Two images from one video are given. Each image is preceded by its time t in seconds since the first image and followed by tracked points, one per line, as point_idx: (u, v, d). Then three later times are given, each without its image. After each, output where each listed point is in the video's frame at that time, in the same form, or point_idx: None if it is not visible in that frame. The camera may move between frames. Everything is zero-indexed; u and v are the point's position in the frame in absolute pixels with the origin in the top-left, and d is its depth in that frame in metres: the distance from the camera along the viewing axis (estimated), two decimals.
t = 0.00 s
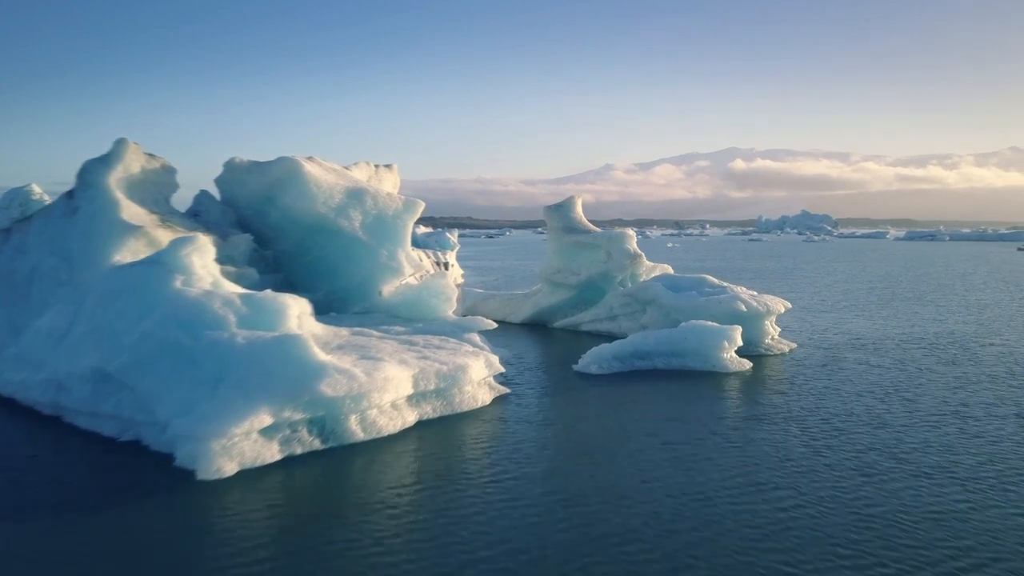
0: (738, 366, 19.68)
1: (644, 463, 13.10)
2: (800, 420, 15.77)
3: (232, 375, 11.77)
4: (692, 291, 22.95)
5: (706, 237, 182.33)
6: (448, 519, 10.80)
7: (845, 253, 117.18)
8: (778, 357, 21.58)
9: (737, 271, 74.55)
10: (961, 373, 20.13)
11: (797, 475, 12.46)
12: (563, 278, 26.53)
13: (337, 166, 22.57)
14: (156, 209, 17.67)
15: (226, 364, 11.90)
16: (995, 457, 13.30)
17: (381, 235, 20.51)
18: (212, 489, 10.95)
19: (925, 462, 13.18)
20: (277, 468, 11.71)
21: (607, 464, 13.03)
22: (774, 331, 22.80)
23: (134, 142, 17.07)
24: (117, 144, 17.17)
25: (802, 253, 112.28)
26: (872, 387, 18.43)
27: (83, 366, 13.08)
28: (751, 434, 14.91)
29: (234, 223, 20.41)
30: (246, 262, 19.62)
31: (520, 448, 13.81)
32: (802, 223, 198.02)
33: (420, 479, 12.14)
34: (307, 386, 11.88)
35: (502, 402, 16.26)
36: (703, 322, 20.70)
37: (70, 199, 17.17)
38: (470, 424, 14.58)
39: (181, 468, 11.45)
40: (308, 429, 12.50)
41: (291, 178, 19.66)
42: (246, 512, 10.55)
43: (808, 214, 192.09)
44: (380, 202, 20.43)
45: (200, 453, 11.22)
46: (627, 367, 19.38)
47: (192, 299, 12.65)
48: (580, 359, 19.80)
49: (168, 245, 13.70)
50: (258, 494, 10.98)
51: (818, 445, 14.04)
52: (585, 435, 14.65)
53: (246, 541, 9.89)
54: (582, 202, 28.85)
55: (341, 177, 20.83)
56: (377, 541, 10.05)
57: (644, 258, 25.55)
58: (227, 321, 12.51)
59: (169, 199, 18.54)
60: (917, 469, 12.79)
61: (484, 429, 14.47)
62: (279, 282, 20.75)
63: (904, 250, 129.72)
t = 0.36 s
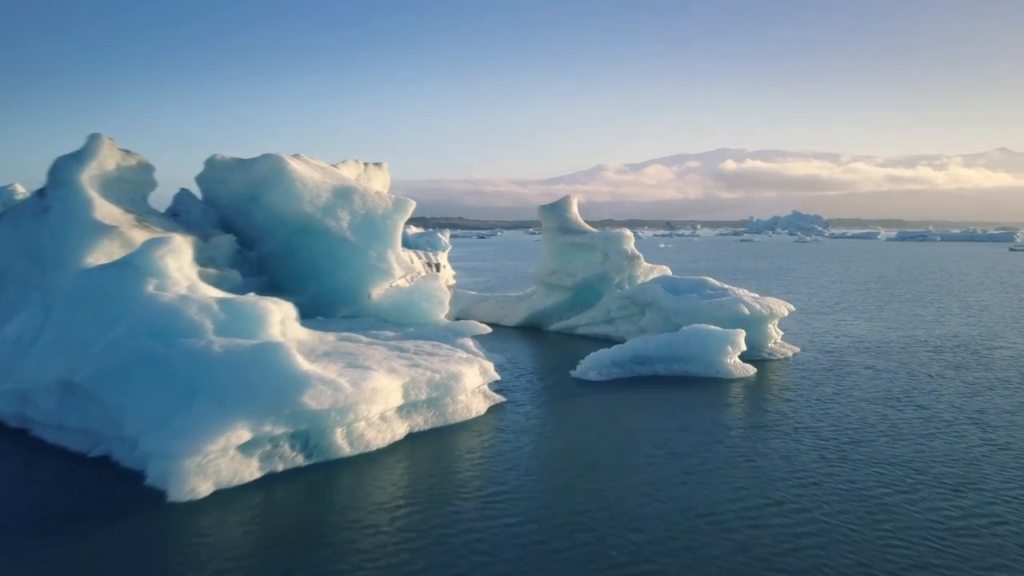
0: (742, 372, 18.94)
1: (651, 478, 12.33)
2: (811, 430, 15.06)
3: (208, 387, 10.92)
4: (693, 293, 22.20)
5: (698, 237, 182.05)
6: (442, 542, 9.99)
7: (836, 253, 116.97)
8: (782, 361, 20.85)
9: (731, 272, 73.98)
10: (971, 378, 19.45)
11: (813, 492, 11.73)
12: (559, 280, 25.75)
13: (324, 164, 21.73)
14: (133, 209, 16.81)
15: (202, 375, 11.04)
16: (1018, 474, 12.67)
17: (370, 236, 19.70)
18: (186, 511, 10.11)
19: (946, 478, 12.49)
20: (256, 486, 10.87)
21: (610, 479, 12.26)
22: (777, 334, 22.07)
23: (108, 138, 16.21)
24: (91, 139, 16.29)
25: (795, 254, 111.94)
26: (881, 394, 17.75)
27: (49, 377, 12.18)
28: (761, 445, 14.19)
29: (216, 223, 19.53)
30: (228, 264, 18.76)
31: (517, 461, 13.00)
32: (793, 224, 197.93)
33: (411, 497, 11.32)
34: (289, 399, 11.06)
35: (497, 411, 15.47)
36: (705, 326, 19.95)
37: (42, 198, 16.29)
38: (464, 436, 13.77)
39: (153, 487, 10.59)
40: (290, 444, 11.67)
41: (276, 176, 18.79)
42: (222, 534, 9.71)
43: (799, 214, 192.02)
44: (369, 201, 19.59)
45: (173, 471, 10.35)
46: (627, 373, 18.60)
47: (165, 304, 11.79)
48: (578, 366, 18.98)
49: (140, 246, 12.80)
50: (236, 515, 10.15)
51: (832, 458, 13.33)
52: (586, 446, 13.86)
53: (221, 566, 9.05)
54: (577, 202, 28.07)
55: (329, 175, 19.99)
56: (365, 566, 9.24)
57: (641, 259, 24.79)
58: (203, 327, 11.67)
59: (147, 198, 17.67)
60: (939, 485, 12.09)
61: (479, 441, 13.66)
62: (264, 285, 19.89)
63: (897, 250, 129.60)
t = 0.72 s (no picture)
0: (748, 379, 18.03)
1: (660, 499, 11.37)
2: (828, 442, 14.16)
3: (174, 403, 9.88)
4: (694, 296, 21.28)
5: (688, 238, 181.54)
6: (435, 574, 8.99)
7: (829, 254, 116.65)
8: (788, 367, 19.96)
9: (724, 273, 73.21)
10: (987, 385, 18.61)
11: (839, 516, 10.81)
12: (554, 282, 24.80)
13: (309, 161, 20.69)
14: (102, 207, 15.74)
15: (168, 390, 10.01)
16: None
17: (357, 236, 18.69)
18: (149, 542, 9.07)
19: (979, 497, 11.60)
20: (228, 512, 9.84)
21: (616, 500, 11.31)
22: (783, 339, 21.17)
23: (75, 131, 15.14)
24: (56, 133, 15.22)
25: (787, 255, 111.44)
26: (896, 402, 16.90)
27: (3, 392, 11.11)
28: (776, 460, 13.27)
29: (194, 223, 18.47)
30: (206, 266, 17.70)
31: (514, 479, 12.01)
32: (784, 225, 197.74)
33: (400, 521, 10.32)
34: (265, 415, 10.04)
35: (492, 423, 14.49)
36: (709, 331, 19.03)
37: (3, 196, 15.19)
38: (457, 452, 12.78)
39: (112, 515, 9.54)
40: (267, 465, 10.65)
41: (256, 173, 17.73)
42: (188, 567, 8.68)
43: (790, 215, 191.84)
44: (356, 199, 18.58)
45: (134, 498, 9.31)
46: (628, 381, 17.66)
47: (129, 312, 10.75)
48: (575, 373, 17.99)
49: (104, 247, 11.75)
50: (204, 546, 9.12)
51: (854, 475, 12.42)
52: (588, 462, 12.90)
53: None
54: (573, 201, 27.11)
55: (313, 172, 18.95)
56: None
57: (640, 260, 23.86)
58: (171, 337, 10.63)
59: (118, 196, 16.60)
60: (971, 506, 11.23)
61: (473, 458, 12.66)
62: (244, 288, 18.84)
63: (888, 251, 129.40)
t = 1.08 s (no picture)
0: (755, 385, 17.21)
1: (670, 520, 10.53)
2: (845, 454, 13.41)
3: (140, 421, 8.98)
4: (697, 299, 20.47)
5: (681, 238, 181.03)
6: None
7: (822, 254, 116.35)
8: (796, 373, 19.16)
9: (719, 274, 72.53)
10: (1004, 391, 17.86)
11: (875, 541, 10.03)
12: (551, 284, 23.92)
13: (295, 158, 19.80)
14: (72, 205, 14.81)
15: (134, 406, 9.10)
16: None
17: (345, 237, 17.83)
18: None
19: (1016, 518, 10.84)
20: (200, 540, 8.94)
21: (623, 522, 10.46)
22: (789, 344, 20.37)
23: (41, 124, 14.20)
24: (22, 126, 14.29)
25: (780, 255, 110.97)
26: (913, 410, 16.15)
27: None
28: (795, 474, 12.47)
29: (172, 222, 17.53)
30: (185, 268, 16.77)
31: (513, 498, 11.14)
32: (776, 225, 197.55)
33: (390, 546, 9.44)
34: (240, 434, 9.14)
35: (488, 436, 13.62)
36: (713, 335, 18.22)
37: None
38: (451, 468, 11.90)
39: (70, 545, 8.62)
40: (243, 486, 9.74)
41: (238, 170, 16.78)
42: None
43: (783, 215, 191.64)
44: (344, 198, 17.70)
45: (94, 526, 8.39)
46: (630, 389, 16.78)
47: (92, 320, 9.82)
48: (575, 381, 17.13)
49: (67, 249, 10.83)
50: None
51: (882, 492, 11.65)
52: (591, 479, 12.06)
53: None
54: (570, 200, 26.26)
55: (299, 169, 18.05)
56: None
57: (639, 261, 23.02)
58: (139, 347, 9.72)
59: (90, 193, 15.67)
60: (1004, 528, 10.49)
61: (469, 475, 11.78)
62: (226, 291, 17.91)
63: (882, 251, 129.12)
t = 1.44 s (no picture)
0: (767, 392, 16.35)
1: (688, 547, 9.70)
2: (869, 469, 12.66)
3: (101, 442, 8.06)
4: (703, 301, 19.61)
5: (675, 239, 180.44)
6: None
7: (818, 254, 115.85)
8: (807, 379, 18.32)
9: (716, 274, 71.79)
10: None
11: (914, 572, 9.29)
12: (549, 286, 23.04)
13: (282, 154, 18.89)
14: (41, 203, 13.87)
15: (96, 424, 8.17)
16: None
17: (335, 237, 16.91)
18: None
19: None
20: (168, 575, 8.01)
21: (635, 547, 9.61)
22: (799, 348, 19.53)
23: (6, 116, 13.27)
24: None
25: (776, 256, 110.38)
26: (934, 419, 15.39)
27: None
28: (818, 492, 11.68)
29: (151, 222, 16.58)
30: (165, 270, 15.83)
31: (515, 520, 10.26)
32: (770, 226, 197.12)
33: None
34: (215, 456, 8.23)
35: (486, 449, 12.74)
36: (721, 340, 17.37)
37: None
38: (447, 487, 11.00)
39: None
40: (218, 512, 8.82)
41: (220, 166, 15.84)
42: None
43: (778, 215, 191.20)
44: (333, 196, 16.80)
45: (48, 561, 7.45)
46: (636, 397, 15.89)
47: (51, 328, 8.88)
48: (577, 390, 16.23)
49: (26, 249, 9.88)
50: None
51: (915, 515, 10.89)
52: (599, 498, 11.18)
53: None
54: (570, 199, 25.36)
55: (286, 165, 17.12)
56: None
57: (642, 263, 22.12)
58: (102, 358, 8.79)
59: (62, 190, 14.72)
60: None
61: (467, 495, 10.88)
62: (209, 294, 16.96)
63: (878, 251, 128.69)
